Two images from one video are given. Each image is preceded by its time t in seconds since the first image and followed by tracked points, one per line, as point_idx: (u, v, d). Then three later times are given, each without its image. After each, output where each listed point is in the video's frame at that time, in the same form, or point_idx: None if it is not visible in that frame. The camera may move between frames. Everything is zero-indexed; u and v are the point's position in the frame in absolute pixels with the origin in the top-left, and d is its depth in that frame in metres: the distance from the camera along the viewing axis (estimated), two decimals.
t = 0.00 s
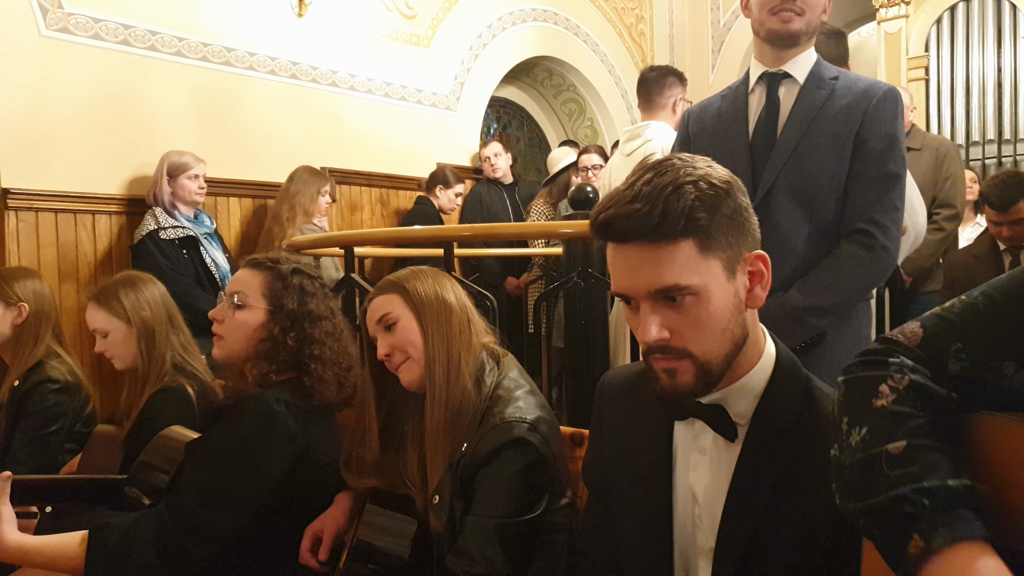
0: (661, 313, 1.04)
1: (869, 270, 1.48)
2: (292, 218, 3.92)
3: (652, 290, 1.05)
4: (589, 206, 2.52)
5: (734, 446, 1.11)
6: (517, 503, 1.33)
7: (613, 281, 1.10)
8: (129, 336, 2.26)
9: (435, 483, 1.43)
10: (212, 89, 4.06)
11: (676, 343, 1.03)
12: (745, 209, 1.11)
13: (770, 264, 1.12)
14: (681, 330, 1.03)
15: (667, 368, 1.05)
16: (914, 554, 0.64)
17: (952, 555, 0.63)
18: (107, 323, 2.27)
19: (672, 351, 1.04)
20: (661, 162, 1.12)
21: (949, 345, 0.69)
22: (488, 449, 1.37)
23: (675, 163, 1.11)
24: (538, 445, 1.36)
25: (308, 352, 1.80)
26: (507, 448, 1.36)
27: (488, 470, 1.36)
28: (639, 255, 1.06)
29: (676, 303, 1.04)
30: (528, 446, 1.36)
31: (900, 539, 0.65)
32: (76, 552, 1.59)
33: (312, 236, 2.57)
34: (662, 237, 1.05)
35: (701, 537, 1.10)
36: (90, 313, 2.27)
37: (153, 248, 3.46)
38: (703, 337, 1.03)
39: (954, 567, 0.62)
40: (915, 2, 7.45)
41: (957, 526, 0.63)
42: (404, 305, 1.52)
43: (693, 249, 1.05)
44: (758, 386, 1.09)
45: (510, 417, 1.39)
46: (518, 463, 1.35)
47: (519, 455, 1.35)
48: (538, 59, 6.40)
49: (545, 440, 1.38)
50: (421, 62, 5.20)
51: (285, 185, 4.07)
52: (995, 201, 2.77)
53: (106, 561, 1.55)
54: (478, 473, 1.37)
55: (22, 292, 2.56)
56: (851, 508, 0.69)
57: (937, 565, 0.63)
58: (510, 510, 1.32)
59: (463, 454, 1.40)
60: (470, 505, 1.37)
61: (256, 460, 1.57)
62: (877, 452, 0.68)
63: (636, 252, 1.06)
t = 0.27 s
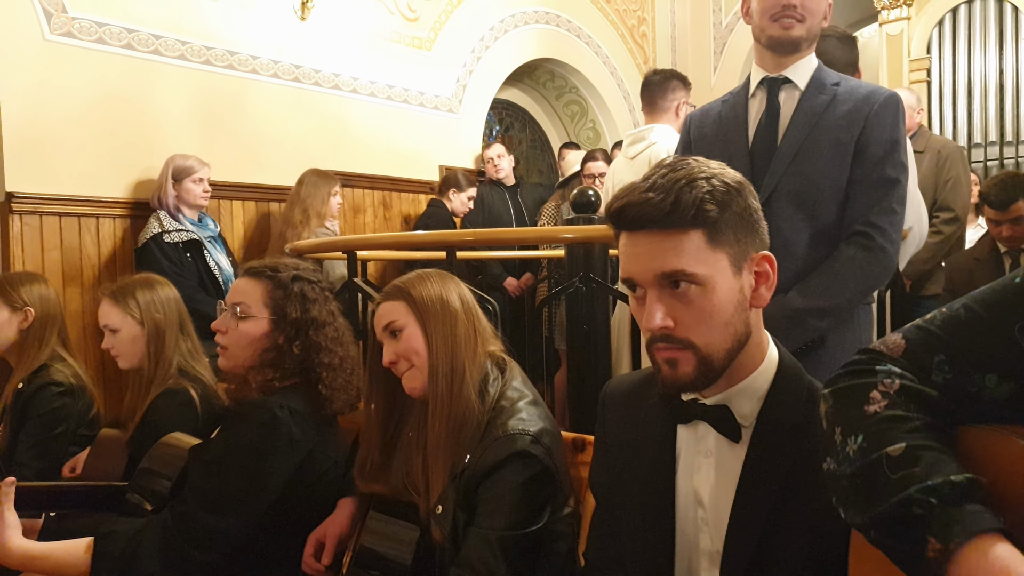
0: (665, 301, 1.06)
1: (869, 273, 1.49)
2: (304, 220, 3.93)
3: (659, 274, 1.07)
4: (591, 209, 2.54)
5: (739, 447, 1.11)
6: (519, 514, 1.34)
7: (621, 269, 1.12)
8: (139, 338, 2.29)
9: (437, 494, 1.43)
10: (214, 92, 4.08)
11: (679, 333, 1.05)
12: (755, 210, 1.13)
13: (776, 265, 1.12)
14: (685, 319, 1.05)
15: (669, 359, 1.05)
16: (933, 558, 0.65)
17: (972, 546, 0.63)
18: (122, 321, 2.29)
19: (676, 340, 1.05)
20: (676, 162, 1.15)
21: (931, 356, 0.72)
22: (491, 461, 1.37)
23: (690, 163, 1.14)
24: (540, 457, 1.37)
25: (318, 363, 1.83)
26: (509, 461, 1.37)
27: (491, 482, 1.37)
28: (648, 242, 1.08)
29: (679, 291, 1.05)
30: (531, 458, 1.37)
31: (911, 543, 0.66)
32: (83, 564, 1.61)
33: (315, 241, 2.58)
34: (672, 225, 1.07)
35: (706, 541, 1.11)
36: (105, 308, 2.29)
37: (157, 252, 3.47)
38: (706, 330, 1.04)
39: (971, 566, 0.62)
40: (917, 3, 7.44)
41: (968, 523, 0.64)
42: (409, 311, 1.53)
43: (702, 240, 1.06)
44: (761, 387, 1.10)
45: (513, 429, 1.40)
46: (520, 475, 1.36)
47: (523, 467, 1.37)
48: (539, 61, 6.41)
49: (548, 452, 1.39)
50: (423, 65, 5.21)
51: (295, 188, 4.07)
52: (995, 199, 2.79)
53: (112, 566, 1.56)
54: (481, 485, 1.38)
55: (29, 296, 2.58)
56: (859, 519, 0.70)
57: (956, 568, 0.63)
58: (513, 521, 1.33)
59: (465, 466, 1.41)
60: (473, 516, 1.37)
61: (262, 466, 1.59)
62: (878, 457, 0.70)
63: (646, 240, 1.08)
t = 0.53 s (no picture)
0: (683, 299, 1.04)
1: (879, 275, 1.47)
2: (319, 224, 3.93)
3: (678, 272, 1.05)
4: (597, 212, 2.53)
5: (752, 453, 1.09)
6: (530, 526, 1.32)
7: (641, 267, 1.11)
8: (150, 341, 2.30)
9: (447, 503, 1.42)
10: (220, 95, 4.07)
11: (697, 331, 1.03)
12: (777, 216, 1.11)
13: (796, 270, 1.10)
14: (703, 318, 1.03)
15: (683, 357, 1.04)
16: None
17: None
18: (135, 321, 2.29)
19: (691, 339, 1.03)
20: (700, 164, 1.13)
21: (942, 378, 0.66)
22: (503, 472, 1.36)
23: (714, 166, 1.12)
24: (551, 469, 1.36)
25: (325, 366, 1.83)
26: (521, 473, 1.35)
27: (503, 493, 1.35)
28: (669, 240, 1.07)
29: (698, 289, 1.04)
30: (543, 470, 1.35)
31: None
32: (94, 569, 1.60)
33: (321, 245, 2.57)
34: (694, 224, 1.06)
35: (717, 546, 1.09)
36: (120, 308, 2.29)
37: (168, 253, 3.47)
38: (724, 331, 1.03)
39: None
40: (926, 2, 7.39)
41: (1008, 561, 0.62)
42: (423, 315, 1.51)
43: (722, 240, 1.05)
44: (777, 394, 1.08)
45: (524, 441, 1.38)
46: (531, 487, 1.34)
47: (534, 480, 1.35)
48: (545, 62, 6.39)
49: (558, 463, 1.37)
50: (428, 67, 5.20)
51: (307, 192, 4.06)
52: (1006, 199, 2.77)
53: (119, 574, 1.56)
54: (492, 495, 1.36)
55: (41, 301, 2.60)
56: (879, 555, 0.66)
57: None
58: (523, 534, 1.32)
59: (476, 476, 1.39)
60: (484, 527, 1.36)
61: (269, 473, 1.57)
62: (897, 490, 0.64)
63: (667, 238, 1.07)
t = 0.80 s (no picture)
0: (744, 308, 1.01)
1: (940, 283, 1.41)
2: (364, 227, 3.95)
3: (739, 280, 1.02)
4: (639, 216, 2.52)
5: (810, 472, 1.05)
6: (578, 543, 1.31)
7: (699, 275, 1.07)
8: (200, 345, 2.33)
9: (494, 516, 1.41)
10: (263, 101, 4.12)
11: (755, 341, 1.00)
12: (842, 229, 1.07)
13: (859, 284, 1.05)
14: (763, 329, 1.00)
15: (741, 367, 1.01)
16: None
17: None
18: (185, 326, 2.33)
19: (749, 349, 1.00)
20: (763, 175, 1.10)
21: (1013, 427, 0.66)
22: (551, 488, 1.34)
23: (777, 177, 1.09)
24: (600, 487, 1.33)
25: (366, 374, 1.83)
26: (569, 490, 1.33)
27: (551, 510, 1.33)
28: (731, 247, 1.04)
29: (760, 301, 1.00)
30: (591, 488, 1.33)
31: None
32: None
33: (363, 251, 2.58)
34: (757, 231, 1.02)
35: (773, 567, 1.05)
36: (171, 313, 2.34)
37: (218, 259, 3.55)
38: (785, 343, 0.99)
39: None
40: None
41: None
42: (468, 326, 1.49)
43: (785, 249, 1.01)
44: (835, 413, 1.04)
45: (572, 458, 1.36)
46: (579, 505, 1.33)
47: (583, 498, 1.33)
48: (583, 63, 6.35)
49: (608, 481, 1.35)
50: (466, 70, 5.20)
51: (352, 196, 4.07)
52: None
53: None
54: (540, 512, 1.35)
55: (94, 306, 2.66)
56: None
57: None
58: (570, 552, 1.30)
59: (523, 492, 1.37)
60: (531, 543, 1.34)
61: (313, 483, 1.57)
62: (970, 556, 0.66)
63: (729, 246, 1.04)
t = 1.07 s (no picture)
0: (841, 325, 0.97)
1: None
2: (434, 233, 3.98)
3: (835, 298, 0.98)
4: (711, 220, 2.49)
5: (905, 504, 1.00)
6: (659, 566, 1.29)
7: (791, 292, 1.04)
8: (275, 350, 2.37)
9: (572, 533, 1.39)
10: (334, 108, 4.19)
11: (852, 361, 0.95)
12: (942, 245, 1.02)
13: (961, 303, 1.00)
14: (861, 348, 0.95)
15: (837, 388, 0.96)
16: None
17: None
18: (263, 330, 2.38)
19: (846, 369, 0.96)
20: (857, 189, 1.06)
21: None
22: (632, 508, 1.31)
23: (873, 191, 1.05)
24: (681, 509, 1.31)
25: (435, 384, 1.82)
26: (651, 511, 1.31)
27: (632, 531, 1.31)
28: (826, 263, 1.00)
29: (859, 319, 0.96)
30: (673, 510, 1.31)
31: None
32: None
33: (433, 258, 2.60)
34: (854, 246, 0.98)
35: None
36: (250, 317, 2.38)
37: (298, 264, 3.63)
38: (884, 362, 0.95)
39: None
40: None
41: None
42: (545, 338, 1.48)
43: (885, 265, 0.97)
44: (934, 438, 0.99)
45: (654, 479, 1.33)
46: (661, 527, 1.30)
47: (664, 519, 1.31)
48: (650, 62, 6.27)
49: (689, 503, 1.33)
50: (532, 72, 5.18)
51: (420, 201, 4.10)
52: None
53: None
54: (620, 532, 1.32)
55: (175, 311, 2.75)
56: None
57: None
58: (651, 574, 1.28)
59: (603, 510, 1.35)
60: (611, 563, 1.32)
61: (387, 493, 1.59)
62: None
63: (824, 261, 1.00)
